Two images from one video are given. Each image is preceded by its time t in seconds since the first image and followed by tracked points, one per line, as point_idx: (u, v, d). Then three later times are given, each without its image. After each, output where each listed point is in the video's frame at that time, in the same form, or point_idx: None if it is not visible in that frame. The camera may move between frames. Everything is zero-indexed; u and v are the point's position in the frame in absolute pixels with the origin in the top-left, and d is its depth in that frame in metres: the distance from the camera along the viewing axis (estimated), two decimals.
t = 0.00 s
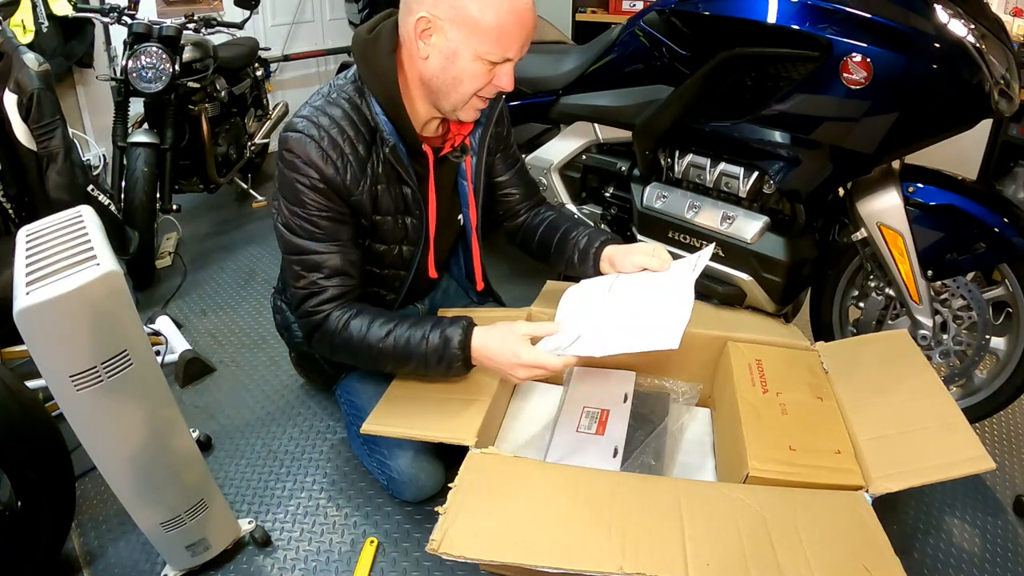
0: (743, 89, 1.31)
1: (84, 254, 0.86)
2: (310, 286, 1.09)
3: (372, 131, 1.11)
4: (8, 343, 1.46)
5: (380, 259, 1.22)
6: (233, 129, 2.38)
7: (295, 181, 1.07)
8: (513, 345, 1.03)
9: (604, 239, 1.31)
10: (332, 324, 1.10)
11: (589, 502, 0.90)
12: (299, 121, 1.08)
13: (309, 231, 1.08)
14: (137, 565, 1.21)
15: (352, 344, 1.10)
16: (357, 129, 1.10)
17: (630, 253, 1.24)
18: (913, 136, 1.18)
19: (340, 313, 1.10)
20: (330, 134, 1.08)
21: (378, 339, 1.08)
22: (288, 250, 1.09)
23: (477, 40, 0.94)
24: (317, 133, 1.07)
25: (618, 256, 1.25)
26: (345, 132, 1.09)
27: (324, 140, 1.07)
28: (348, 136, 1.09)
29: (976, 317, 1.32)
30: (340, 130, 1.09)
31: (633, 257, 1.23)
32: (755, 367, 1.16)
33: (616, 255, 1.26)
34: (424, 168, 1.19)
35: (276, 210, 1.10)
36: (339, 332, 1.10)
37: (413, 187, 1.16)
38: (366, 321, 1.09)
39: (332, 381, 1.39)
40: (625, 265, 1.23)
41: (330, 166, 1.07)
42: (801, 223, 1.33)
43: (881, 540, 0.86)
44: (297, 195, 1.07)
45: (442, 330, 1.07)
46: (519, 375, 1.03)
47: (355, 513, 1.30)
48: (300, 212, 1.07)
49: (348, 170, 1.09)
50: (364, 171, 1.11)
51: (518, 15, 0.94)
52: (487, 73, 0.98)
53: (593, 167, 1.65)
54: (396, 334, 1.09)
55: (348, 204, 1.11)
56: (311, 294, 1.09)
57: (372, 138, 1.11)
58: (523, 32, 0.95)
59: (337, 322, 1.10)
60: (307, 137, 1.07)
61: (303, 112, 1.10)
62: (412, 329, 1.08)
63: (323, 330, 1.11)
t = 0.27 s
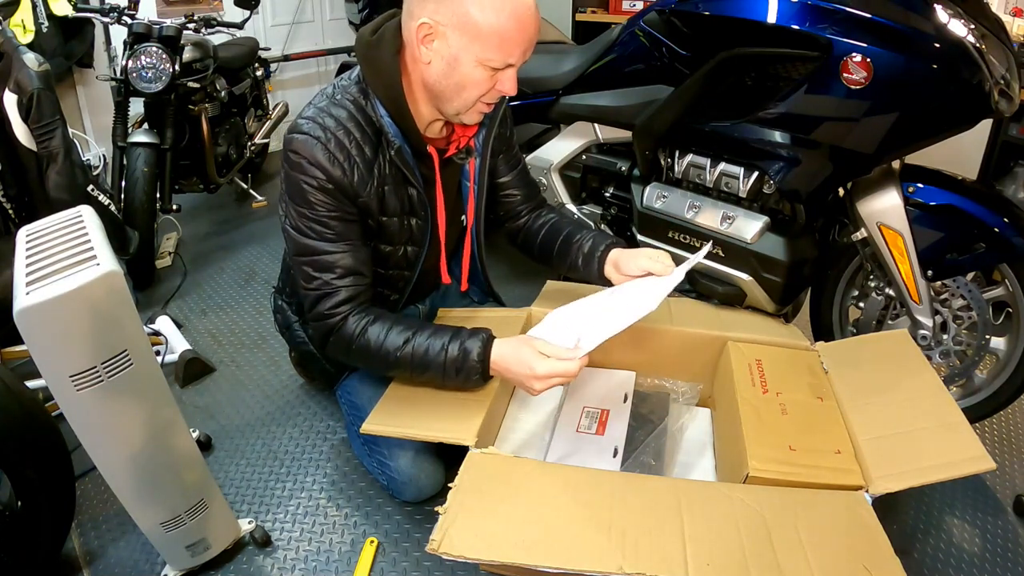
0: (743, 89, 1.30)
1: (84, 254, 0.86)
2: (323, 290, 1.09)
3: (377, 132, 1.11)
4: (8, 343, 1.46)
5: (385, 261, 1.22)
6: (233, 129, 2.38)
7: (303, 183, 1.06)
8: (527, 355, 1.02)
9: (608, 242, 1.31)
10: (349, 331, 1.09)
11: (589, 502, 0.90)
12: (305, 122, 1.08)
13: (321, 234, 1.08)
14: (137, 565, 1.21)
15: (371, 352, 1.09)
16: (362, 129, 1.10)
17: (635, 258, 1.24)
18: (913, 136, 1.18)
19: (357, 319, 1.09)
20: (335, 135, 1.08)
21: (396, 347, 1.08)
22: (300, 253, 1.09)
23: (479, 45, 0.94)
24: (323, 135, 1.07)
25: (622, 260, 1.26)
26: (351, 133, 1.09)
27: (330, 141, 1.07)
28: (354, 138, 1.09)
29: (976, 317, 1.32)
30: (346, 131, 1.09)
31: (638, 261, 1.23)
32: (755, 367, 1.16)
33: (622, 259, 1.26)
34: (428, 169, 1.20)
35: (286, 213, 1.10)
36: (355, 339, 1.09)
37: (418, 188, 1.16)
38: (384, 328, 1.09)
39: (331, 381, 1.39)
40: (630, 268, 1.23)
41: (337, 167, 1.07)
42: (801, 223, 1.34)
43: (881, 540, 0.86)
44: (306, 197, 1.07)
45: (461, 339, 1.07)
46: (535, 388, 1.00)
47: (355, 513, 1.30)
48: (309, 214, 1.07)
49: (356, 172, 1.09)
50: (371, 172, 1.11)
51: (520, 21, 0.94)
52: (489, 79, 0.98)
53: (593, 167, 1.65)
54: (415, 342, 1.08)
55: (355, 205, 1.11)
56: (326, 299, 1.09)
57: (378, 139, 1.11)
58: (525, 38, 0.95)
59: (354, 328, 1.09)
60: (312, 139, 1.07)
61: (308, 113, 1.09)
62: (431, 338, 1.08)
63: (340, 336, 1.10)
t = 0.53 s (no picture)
0: (744, 88, 1.31)
1: (84, 254, 0.86)
2: (324, 291, 1.08)
3: (378, 132, 1.11)
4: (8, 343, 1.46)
5: (386, 261, 1.22)
6: (233, 129, 2.38)
7: (303, 184, 1.06)
8: (529, 359, 1.02)
9: (609, 242, 1.31)
10: (350, 332, 1.09)
11: (590, 503, 0.90)
12: (305, 123, 1.08)
13: (322, 235, 1.08)
14: (137, 565, 1.21)
15: (370, 353, 1.09)
16: (363, 130, 1.10)
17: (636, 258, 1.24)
18: (913, 136, 1.18)
19: (358, 320, 1.09)
20: (336, 135, 1.08)
21: (397, 349, 1.07)
22: (301, 253, 1.09)
23: (472, 46, 0.94)
24: (323, 135, 1.07)
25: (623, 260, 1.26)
26: (351, 134, 1.09)
27: (331, 142, 1.07)
28: (354, 138, 1.09)
29: (976, 317, 1.32)
30: (346, 131, 1.08)
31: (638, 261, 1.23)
32: (755, 367, 1.16)
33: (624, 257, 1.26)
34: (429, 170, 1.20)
35: (287, 213, 1.10)
36: (356, 340, 1.09)
37: (418, 189, 1.16)
38: (384, 330, 1.08)
39: (331, 381, 1.39)
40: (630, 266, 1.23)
41: (337, 168, 1.07)
42: (801, 223, 1.34)
43: (881, 540, 0.86)
44: (306, 197, 1.07)
45: (462, 342, 1.06)
46: (538, 391, 1.01)
47: (355, 513, 1.30)
48: (309, 215, 1.07)
49: (356, 172, 1.09)
50: (371, 172, 1.11)
51: (515, 24, 0.93)
52: (482, 81, 0.98)
53: (593, 167, 1.65)
54: (415, 344, 1.08)
55: (356, 205, 1.11)
56: (328, 299, 1.09)
57: (378, 139, 1.11)
58: (520, 39, 0.95)
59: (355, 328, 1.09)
60: (313, 139, 1.07)
61: (308, 114, 1.09)
62: (431, 340, 1.07)
63: (342, 336, 1.10)
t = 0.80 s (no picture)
0: (744, 89, 1.30)
1: (84, 254, 0.86)
2: (333, 290, 1.07)
3: (382, 132, 1.11)
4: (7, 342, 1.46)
5: (389, 261, 1.22)
6: (233, 129, 2.38)
7: (307, 182, 1.06)
8: (554, 364, 1.02)
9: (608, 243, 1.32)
10: (363, 336, 1.07)
11: (590, 503, 0.90)
12: (308, 122, 1.08)
13: (328, 233, 1.07)
14: (137, 565, 1.21)
15: (385, 360, 1.07)
16: (366, 129, 1.09)
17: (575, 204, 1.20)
18: (913, 136, 1.18)
19: (372, 325, 1.07)
20: (340, 135, 1.07)
21: (412, 359, 1.06)
22: (309, 253, 1.08)
23: (444, 15, 0.96)
24: (327, 134, 1.07)
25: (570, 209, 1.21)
26: (355, 133, 1.08)
27: (335, 140, 1.07)
28: (359, 137, 1.08)
29: (976, 317, 1.32)
30: (350, 130, 1.08)
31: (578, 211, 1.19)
32: (755, 367, 1.16)
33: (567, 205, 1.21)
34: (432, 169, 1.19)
35: (293, 214, 1.09)
36: (369, 344, 1.07)
37: (421, 187, 1.15)
38: (398, 336, 1.07)
39: (331, 381, 1.39)
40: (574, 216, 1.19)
41: (342, 167, 1.07)
42: (801, 224, 1.33)
43: (881, 541, 0.86)
44: (312, 197, 1.06)
45: (480, 356, 1.04)
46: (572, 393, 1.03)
47: (355, 513, 1.30)
48: (315, 214, 1.07)
49: (360, 171, 1.08)
50: (376, 171, 1.10)
51: None
52: (457, 53, 0.98)
53: (593, 167, 1.65)
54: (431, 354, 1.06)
55: (360, 205, 1.11)
56: (336, 299, 1.07)
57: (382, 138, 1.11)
58: (495, 14, 0.94)
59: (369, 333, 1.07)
60: (317, 139, 1.06)
61: (311, 113, 1.09)
62: (449, 353, 1.05)
63: (353, 338, 1.08)
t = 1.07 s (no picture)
0: (744, 89, 1.29)
1: (84, 254, 0.86)
2: (334, 285, 1.05)
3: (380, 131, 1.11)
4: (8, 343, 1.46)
5: (388, 259, 1.23)
6: (233, 129, 2.38)
7: (306, 178, 1.05)
8: (568, 329, 1.00)
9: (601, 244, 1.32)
10: (367, 327, 1.05)
11: (590, 502, 0.90)
12: (306, 120, 1.07)
13: (327, 226, 1.06)
14: (137, 565, 1.21)
15: (390, 350, 1.05)
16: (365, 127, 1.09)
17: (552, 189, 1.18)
18: (913, 136, 1.18)
19: (374, 316, 1.05)
20: (339, 132, 1.07)
21: (417, 346, 1.04)
22: (309, 247, 1.06)
23: (426, 24, 0.96)
24: (325, 132, 1.06)
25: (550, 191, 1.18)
26: (354, 131, 1.08)
27: (333, 137, 1.06)
28: (357, 135, 1.08)
29: (976, 317, 1.32)
30: (349, 127, 1.08)
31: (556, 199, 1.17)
32: (755, 367, 1.16)
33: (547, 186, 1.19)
34: (428, 169, 1.19)
35: (292, 210, 1.08)
36: (373, 336, 1.05)
37: (419, 187, 1.16)
38: (403, 327, 1.05)
39: (331, 381, 1.39)
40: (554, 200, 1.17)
41: (341, 164, 1.06)
42: (801, 224, 1.33)
43: (881, 540, 0.86)
44: (310, 192, 1.05)
45: (485, 338, 1.02)
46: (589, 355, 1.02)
47: (355, 513, 1.30)
48: (314, 208, 1.06)
49: (359, 167, 1.08)
50: (374, 169, 1.10)
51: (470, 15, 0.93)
52: (437, 64, 0.98)
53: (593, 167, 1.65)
54: (436, 340, 1.04)
55: (359, 201, 1.10)
56: (338, 291, 1.05)
57: (380, 137, 1.11)
58: (473, 28, 0.93)
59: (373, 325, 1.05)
60: (315, 135, 1.06)
61: (309, 111, 1.09)
62: (454, 336, 1.03)
63: (356, 332, 1.06)
